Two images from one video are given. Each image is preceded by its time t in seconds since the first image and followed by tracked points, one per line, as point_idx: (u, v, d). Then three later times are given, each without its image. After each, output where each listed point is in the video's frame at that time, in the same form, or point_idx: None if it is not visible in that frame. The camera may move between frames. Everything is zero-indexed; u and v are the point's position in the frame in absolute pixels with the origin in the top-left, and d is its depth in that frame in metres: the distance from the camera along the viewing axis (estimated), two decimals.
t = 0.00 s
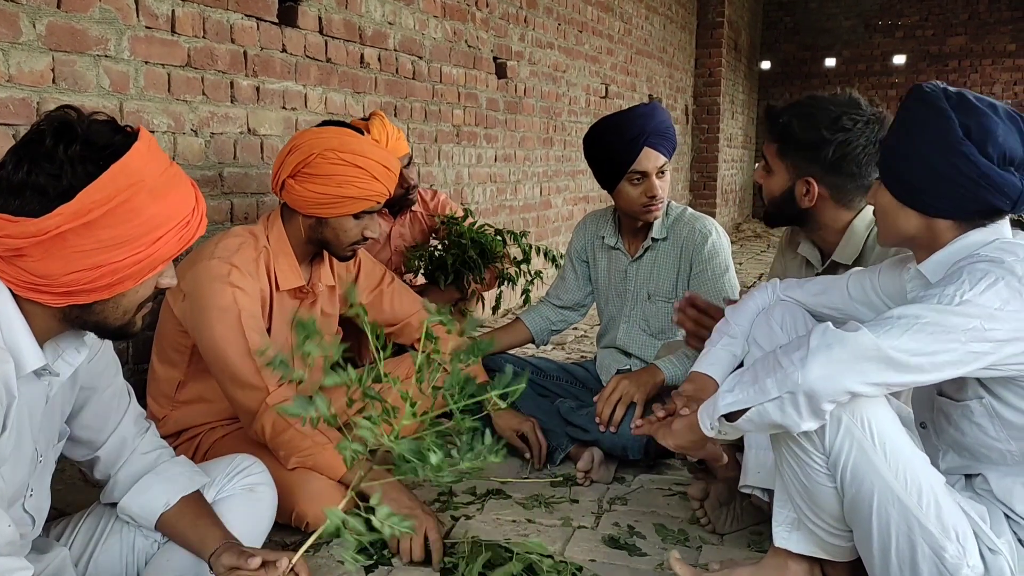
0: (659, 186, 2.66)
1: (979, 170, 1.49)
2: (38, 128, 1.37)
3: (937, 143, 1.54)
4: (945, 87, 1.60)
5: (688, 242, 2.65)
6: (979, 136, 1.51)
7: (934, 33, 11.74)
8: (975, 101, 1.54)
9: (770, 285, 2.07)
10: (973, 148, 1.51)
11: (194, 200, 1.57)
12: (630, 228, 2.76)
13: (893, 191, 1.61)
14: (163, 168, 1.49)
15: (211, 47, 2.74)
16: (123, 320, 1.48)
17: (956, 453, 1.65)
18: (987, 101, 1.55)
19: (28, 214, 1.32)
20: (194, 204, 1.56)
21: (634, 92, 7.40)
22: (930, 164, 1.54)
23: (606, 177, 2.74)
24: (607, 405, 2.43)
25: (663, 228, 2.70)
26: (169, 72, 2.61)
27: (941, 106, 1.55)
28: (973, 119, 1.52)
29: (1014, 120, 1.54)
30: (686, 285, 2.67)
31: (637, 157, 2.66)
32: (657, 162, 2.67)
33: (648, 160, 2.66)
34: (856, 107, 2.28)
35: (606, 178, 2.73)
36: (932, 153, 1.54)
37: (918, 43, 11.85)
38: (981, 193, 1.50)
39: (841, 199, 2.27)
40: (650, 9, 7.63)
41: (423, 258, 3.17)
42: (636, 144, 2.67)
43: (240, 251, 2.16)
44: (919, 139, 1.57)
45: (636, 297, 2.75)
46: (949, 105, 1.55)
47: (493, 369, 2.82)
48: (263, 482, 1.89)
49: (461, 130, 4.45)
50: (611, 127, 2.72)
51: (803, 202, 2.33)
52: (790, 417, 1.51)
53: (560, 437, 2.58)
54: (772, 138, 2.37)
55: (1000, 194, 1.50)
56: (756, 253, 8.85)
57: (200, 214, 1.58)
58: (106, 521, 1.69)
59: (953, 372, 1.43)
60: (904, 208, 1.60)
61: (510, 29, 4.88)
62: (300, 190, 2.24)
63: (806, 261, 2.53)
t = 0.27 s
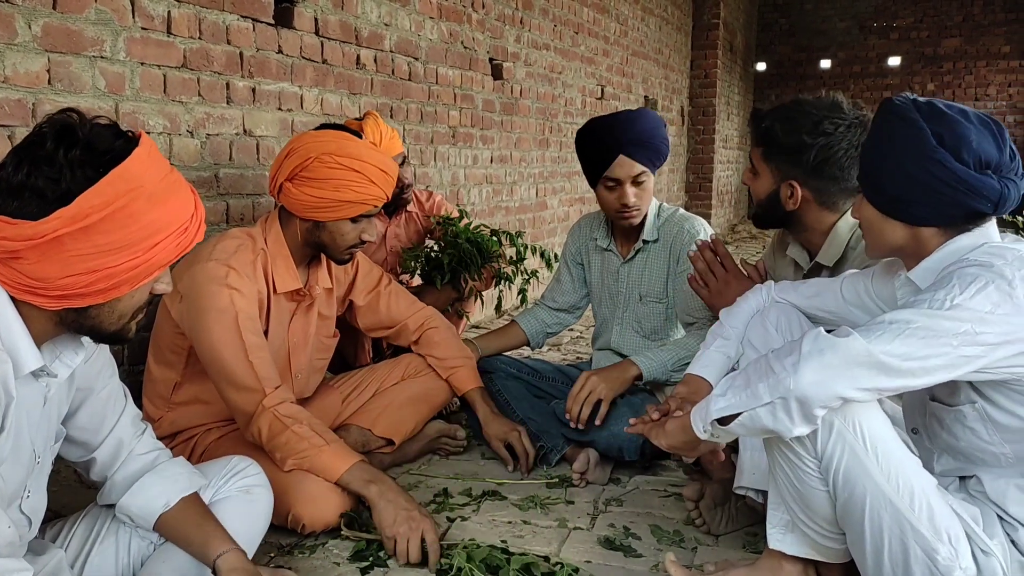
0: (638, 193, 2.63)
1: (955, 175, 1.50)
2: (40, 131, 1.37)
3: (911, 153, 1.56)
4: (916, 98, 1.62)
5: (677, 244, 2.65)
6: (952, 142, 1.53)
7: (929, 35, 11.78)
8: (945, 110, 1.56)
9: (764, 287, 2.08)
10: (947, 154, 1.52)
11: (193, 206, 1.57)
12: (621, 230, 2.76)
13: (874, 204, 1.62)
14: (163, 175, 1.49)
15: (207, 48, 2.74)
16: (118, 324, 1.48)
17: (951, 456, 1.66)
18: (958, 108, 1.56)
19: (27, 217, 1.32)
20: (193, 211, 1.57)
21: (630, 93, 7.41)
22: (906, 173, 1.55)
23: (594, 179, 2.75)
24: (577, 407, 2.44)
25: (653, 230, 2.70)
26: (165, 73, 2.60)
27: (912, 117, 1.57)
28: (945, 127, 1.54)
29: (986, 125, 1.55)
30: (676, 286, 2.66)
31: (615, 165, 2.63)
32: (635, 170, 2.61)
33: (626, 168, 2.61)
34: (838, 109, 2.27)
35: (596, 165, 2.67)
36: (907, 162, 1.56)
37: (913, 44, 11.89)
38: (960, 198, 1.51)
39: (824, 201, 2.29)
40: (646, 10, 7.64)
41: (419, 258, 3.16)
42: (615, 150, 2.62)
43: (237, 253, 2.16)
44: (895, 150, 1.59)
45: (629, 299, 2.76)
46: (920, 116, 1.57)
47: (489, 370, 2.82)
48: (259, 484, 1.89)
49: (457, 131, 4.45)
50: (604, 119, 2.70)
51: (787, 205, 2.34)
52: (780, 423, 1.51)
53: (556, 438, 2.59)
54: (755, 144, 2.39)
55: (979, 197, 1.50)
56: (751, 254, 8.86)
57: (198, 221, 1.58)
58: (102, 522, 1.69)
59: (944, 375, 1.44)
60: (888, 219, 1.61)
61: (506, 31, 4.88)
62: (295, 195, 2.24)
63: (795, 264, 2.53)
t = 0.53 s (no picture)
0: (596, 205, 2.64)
1: (944, 180, 1.51)
2: (50, 133, 1.39)
3: (900, 158, 1.56)
4: (903, 104, 1.63)
5: (671, 246, 2.63)
6: (940, 148, 1.53)
7: (927, 36, 11.79)
8: (933, 115, 1.57)
9: (760, 290, 2.08)
10: (936, 159, 1.53)
11: (198, 216, 1.57)
12: (615, 232, 2.75)
13: (865, 210, 1.62)
14: (169, 183, 1.50)
15: (206, 49, 2.74)
16: (115, 329, 1.48)
17: (947, 457, 1.66)
18: (946, 113, 1.57)
19: (31, 218, 1.33)
20: (197, 220, 1.57)
21: (629, 94, 7.42)
22: (895, 178, 1.55)
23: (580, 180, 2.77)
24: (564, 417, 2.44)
25: (646, 234, 2.68)
26: (164, 74, 2.61)
27: (900, 123, 1.58)
28: (933, 132, 1.55)
29: (973, 129, 1.56)
30: (670, 289, 2.64)
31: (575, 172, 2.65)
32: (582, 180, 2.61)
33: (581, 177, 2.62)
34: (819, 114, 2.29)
35: (574, 158, 2.64)
36: (896, 168, 1.56)
37: (911, 45, 11.91)
38: (951, 202, 1.51)
39: (809, 204, 2.30)
40: (645, 12, 7.65)
41: (418, 259, 3.17)
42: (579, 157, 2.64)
43: (235, 254, 2.16)
44: (883, 157, 1.59)
45: (625, 302, 2.75)
46: (907, 122, 1.58)
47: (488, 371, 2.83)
48: (258, 484, 1.89)
49: (456, 132, 4.46)
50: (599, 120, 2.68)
51: (774, 208, 2.35)
52: (774, 426, 1.52)
53: (555, 439, 2.59)
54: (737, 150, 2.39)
55: (969, 201, 1.51)
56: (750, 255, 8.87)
57: (202, 230, 1.58)
58: (101, 522, 1.69)
59: (938, 377, 1.44)
60: (880, 225, 1.61)
61: (504, 32, 4.89)
62: (292, 196, 2.25)
63: (784, 267, 2.53)
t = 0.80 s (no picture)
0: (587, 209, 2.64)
1: (942, 185, 1.51)
2: (62, 136, 1.39)
3: (897, 164, 1.56)
4: (899, 110, 1.64)
5: (671, 250, 2.63)
6: (937, 153, 1.53)
7: (927, 38, 11.80)
8: (929, 120, 1.57)
9: (760, 291, 2.08)
10: (933, 165, 1.53)
11: (203, 225, 1.57)
12: (615, 235, 2.75)
13: (863, 216, 1.62)
14: (177, 191, 1.50)
15: (207, 50, 2.74)
16: (114, 333, 1.48)
17: (948, 460, 1.66)
18: (942, 118, 1.57)
19: (36, 219, 1.33)
20: (202, 229, 1.57)
21: (629, 95, 7.42)
22: (892, 184, 1.55)
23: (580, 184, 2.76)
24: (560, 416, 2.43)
25: (646, 237, 2.68)
26: (165, 74, 2.61)
27: (896, 129, 1.58)
28: (929, 138, 1.55)
29: (969, 133, 1.56)
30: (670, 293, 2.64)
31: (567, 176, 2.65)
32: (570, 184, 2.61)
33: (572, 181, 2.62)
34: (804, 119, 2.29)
35: (569, 163, 2.62)
36: (893, 174, 1.56)
37: (911, 47, 11.91)
38: (949, 207, 1.52)
39: (797, 209, 2.30)
40: (645, 13, 7.65)
41: (419, 260, 3.18)
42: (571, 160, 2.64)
43: (236, 256, 2.16)
44: (880, 163, 1.59)
45: (625, 305, 2.75)
46: (903, 128, 1.58)
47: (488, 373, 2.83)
48: (259, 485, 1.89)
49: (456, 133, 4.46)
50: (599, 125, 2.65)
51: (761, 215, 2.35)
52: (773, 428, 1.52)
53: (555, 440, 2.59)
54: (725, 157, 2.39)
55: (967, 205, 1.51)
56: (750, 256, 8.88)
57: (207, 240, 1.58)
58: (102, 523, 1.70)
59: (938, 380, 1.44)
60: (879, 230, 1.61)
61: (505, 33, 4.89)
62: (292, 199, 2.25)
63: (775, 272, 2.54)
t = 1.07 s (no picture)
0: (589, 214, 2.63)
1: (940, 187, 1.51)
2: (63, 138, 1.39)
3: (895, 165, 1.56)
4: (898, 112, 1.64)
5: (667, 251, 2.63)
6: (935, 155, 1.54)
7: (927, 39, 11.80)
8: (928, 123, 1.57)
9: (759, 292, 2.08)
10: (931, 167, 1.53)
11: (203, 228, 1.57)
12: (613, 237, 2.75)
13: (860, 218, 1.62)
14: (178, 194, 1.50)
15: (206, 50, 2.74)
16: (114, 335, 1.47)
17: (946, 461, 1.66)
18: (941, 120, 1.57)
19: (36, 220, 1.33)
20: (203, 232, 1.57)
21: (629, 96, 7.42)
22: (890, 186, 1.55)
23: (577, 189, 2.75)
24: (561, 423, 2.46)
25: (643, 238, 2.68)
26: (165, 75, 2.61)
27: (894, 132, 1.58)
28: (928, 140, 1.55)
29: (968, 136, 1.56)
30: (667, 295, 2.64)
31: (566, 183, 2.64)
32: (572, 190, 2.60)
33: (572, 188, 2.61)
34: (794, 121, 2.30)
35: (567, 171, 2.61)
36: (891, 176, 1.56)
37: (911, 48, 11.91)
38: (946, 210, 1.52)
39: (788, 211, 2.30)
40: (645, 14, 7.66)
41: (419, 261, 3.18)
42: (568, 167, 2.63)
43: (235, 257, 2.16)
44: (878, 164, 1.59)
45: (622, 307, 2.75)
46: (902, 130, 1.58)
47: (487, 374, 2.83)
48: (257, 486, 1.89)
49: (456, 134, 4.46)
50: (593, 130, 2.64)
51: (753, 217, 2.35)
52: (771, 429, 1.51)
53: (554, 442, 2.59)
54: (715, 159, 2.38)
55: (965, 208, 1.51)
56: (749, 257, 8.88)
57: (207, 244, 1.58)
58: (100, 523, 1.69)
59: (935, 382, 1.44)
60: (876, 232, 1.61)
61: (504, 33, 4.89)
62: (292, 199, 2.25)
63: (769, 274, 2.54)
